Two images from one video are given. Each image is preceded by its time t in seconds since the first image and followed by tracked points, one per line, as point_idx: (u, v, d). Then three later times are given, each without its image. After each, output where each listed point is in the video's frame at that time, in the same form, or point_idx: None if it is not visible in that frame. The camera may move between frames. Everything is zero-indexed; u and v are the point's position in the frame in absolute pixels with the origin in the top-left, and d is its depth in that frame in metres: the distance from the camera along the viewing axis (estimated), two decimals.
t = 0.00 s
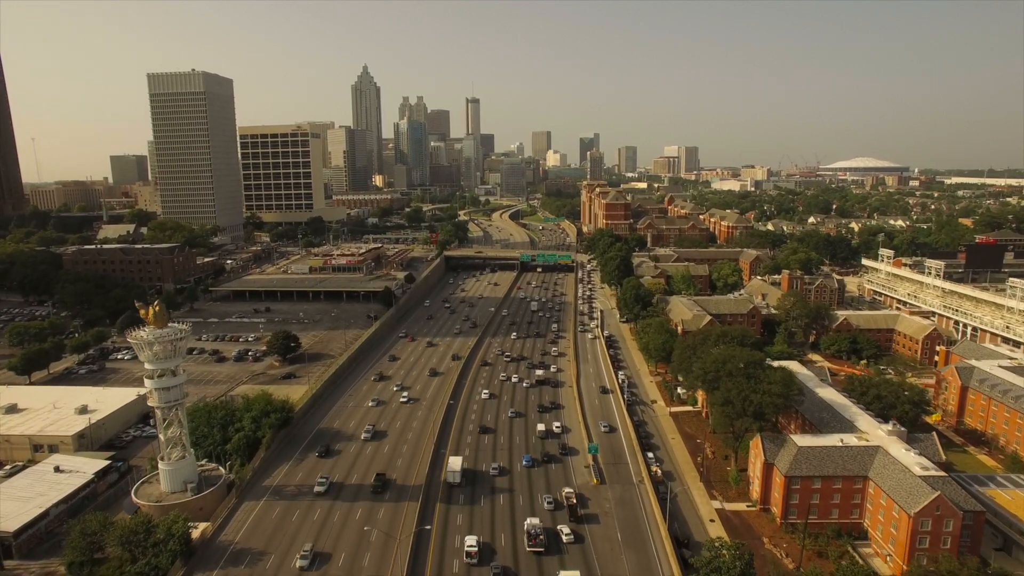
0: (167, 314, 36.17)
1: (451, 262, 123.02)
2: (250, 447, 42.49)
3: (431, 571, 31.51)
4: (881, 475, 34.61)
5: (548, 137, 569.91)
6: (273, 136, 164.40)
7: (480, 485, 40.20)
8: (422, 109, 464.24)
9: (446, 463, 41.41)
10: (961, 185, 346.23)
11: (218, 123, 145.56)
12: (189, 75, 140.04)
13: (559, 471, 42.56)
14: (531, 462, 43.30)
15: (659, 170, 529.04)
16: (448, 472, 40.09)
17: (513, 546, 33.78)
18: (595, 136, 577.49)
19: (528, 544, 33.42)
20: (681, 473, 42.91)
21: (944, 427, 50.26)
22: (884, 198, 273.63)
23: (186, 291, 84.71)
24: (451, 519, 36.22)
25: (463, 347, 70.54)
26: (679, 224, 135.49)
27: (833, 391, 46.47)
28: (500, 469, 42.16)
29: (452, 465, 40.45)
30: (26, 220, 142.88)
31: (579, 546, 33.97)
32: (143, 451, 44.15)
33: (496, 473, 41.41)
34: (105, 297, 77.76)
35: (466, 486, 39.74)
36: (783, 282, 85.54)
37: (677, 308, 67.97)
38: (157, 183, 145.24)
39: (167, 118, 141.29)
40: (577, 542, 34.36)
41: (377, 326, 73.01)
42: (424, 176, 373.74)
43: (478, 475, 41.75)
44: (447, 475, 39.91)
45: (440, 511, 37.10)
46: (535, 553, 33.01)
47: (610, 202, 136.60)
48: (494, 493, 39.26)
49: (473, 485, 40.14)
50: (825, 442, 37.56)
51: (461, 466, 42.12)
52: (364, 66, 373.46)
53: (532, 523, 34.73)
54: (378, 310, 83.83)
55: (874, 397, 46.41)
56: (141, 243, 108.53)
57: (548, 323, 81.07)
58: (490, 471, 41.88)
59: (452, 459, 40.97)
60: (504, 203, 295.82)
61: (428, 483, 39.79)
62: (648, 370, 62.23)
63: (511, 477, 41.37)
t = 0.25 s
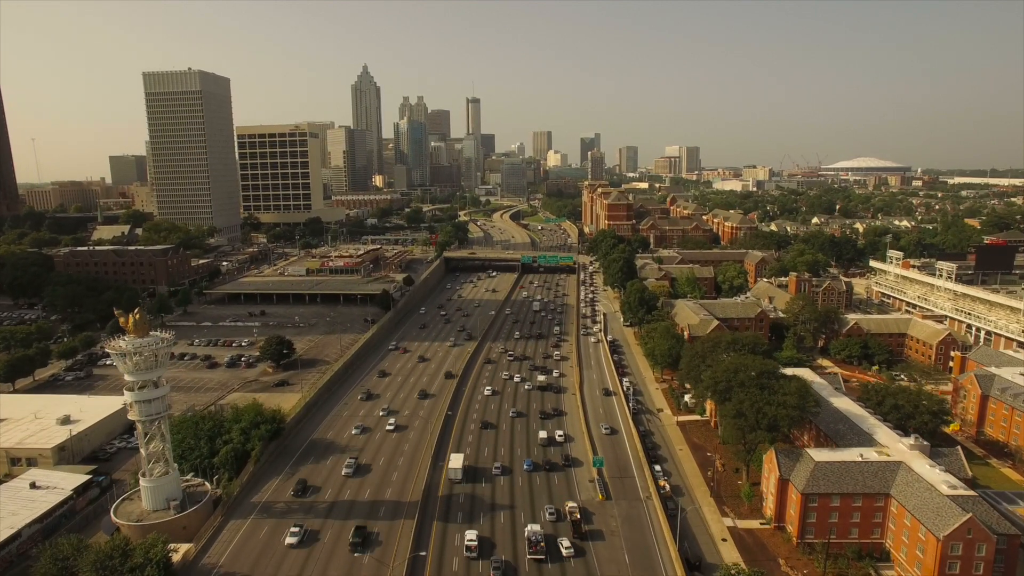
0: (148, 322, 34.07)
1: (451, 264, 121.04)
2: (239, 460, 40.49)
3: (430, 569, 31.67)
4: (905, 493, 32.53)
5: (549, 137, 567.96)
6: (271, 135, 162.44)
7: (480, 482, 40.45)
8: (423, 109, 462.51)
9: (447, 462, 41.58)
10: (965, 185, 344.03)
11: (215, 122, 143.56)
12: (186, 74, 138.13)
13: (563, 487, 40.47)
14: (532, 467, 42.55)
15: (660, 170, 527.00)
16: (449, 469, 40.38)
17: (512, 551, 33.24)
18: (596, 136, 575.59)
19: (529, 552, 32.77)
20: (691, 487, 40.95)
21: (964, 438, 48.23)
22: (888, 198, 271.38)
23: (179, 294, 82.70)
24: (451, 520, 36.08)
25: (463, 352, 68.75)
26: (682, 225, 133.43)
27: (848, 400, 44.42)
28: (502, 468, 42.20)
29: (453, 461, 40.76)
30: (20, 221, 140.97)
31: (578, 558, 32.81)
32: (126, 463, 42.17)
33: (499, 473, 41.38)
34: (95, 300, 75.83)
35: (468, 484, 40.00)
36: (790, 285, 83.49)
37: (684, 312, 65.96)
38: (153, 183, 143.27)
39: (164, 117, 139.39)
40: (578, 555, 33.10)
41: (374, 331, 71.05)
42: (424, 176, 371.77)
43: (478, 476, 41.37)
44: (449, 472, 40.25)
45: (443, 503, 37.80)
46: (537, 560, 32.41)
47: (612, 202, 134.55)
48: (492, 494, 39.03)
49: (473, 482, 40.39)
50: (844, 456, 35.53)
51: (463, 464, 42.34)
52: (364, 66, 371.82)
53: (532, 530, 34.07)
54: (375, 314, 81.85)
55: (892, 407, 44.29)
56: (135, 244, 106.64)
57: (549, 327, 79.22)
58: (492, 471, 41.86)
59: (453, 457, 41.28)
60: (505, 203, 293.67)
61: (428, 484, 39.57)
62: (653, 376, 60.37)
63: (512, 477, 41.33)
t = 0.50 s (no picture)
0: (126, 331, 32.05)
1: (451, 265, 119.11)
2: (226, 475, 38.59)
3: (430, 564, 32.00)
4: (931, 514, 30.50)
5: (549, 137, 566.06)
6: (269, 135, 160.49)
7: (480, 479, 40.79)
8: (423, 109, 460.70)
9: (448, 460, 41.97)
10: (969, 185, 341.85)
11: (212, 121, 141.55)
12: (181, 72, 135.99)
13: (565, 501, 38.65)
14: (533, 471, 41.83)
15: (662, 170, 525.02)
16: (451, 466, 40.88)
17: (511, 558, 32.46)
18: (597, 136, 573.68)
19: (529, 559, 32.05)
20: (700, 503, 38.94)
21: (985, 449, 46.19)
22: (892, 198, 269.27)
23: (172, 297, 80.75)
24: (449, 523, 35.72)
25: (462, 356, 66.94)
26: (686, 226, 131.43)
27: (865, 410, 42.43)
28: (504, 467, 42.18)
29: (454, 459, 41.25)
30: (14, 222, 139.04)
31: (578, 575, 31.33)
32: (107, 478, 40.20)
33: (502, 472, 41.58)
34: (85, 303, 73.87)
35: (468, 480, 40.39)
36: (798, 288, 81.48)
37: (690, 317, 64.04)
38: (148, 182, 141.26)
39: (159, 116, 137.48)
40: (579, 570, 31.79)
41: (371, 335, 69.19)
42: (425, 176, 369.81)
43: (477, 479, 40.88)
44: (450, 469, 40.70)
45: (442, 503, 37.73)
46: (537, 569, 31.64)
47: (615, 202, 132.44)
48: (491, 495, 38.82)
49: (474, 479, 40.74)
50: (864, 472, 33.54)
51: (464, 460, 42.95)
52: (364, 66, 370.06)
53: (532, 537, 33.26)
54: (372, 318, 79.90)
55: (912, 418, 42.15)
56: (129, 246, 104.75)
57: (551, 330, 77.36)
58: (494, 471, 41.90)
59: (454, 455, 41.73)
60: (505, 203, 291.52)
61: (427, 485, 39.41)
62: (658, 382, 58.58)
63: (513, 477, 41.29)
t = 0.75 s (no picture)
0: (101, 341, 29.79)
1: (450, 267, 117.16)
2: (211, 491, 36.52)
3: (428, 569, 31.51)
4: (962, 537, 28.42)
5: (550, 136, 564.19)
6: (267, 135, 158.62)
7: (481, 476, 41.21)
8: (424, 109, 458.92)
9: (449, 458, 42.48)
10: (973, 185, 339.65)
11: (208, 121, 139.71)
12: (177, 71, 134.07)
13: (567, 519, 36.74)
14: (533, 476, 41.09)
15: (663, 169, 523.06)
16: (452, 463, 41.41)
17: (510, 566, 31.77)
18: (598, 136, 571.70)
19: (529, 565, 31.40)
20: (710, 520, 36.94)
21: (1008, 462, 44.06)
22: (896, 199, 267.16)
23: (165, 300, 78.80)
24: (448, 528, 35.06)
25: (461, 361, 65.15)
26: (689, 227, 129.38)
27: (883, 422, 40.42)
28: (508, 467, 42.19)
29: (455, 456, 41.70)
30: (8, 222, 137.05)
31: None
32: (85, 494, 38.16)
33: (506, 472, 41.48)
34: (74, 307, 71.86)
35: (469, 477, 40.82)
36: (806, 291, 79.33)
37: (696, 321, 62.05)
38: (144, 184, 139.43)
39: (155, 115, 135.63)
40: None
41: (368, 340, 67.36)
42: (425, 176, 367.96)
43: (477, 485, 40.07)
44: (452, 467, 41.18)
45: (442, 507, 37.28)
46: None
47: (617, 203, 130.26)
48: (492, 499, 38.28)
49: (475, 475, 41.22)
50: (887, 490, 31.50)
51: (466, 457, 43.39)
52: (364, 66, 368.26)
53: (533, 543, 32.61)
54: (370, 322, 77.96)
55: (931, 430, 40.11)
56: (123, 247, 102.83)
57: (553, 334, 75.49)
58: (497, 470, 41.99)
59: (455, 452, 42.21)
60: (506, 203, 289.34)
61: (427, 492, 38.69)
62: (664, 389, 56.70)
63: (516, 477, 41.26)
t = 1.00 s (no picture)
0: (71, 353, 27.67)
1: (450, 268, 115.24)
2: (194, 509, 34.39)
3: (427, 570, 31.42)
4: (998, 565, 26.26)
5: (551, 136, 562.66)
6: (264, 134, 156.78)
7: (481, 473, 41.64)
8: (424, 108, 457.22)
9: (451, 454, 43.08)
10: (976, 185, 337.88)
11: (205, 121, 137.81)
12: (173, 69, 132.30)
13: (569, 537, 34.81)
14: (535, 481, 40.46)
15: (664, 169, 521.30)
16: (453, 459, 41.86)
17: (509, 570, 31.45)
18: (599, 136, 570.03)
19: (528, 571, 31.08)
20: (723, 540, 34.87)
21: None
22: (899, 198, 265.27)
23: (156, 303, 76.77)
24: (447, 531, 34.85)
25: (460, 367, 63.28)
26: (692, 228, 127.39)
27: (904, 434, 38.28)
28: (511, 467, 42.31)
29: (456, 452, 42.19)
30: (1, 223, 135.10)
31: None
32: (59, 512, 36.07)
33: (508, 471, 41.64)
34: (62, 310, 69.87)
35: (470, 473, 41.25)
36: (814, 294, 77.25)
37: (703, 327, 59.97)
38: (139, 183, 137.37)
39: (150, 114, 133.63)
40: None
41: (364, 345, 65.36)
42: (425, 176, 366.21)
43: (477, 487, 39.86)
44: (453, 462, 41.63)
45: (442, 508, 37.24)
46: None
47: (619, 203, 128.19)
48: (493, 501, 38.23)
49: (475, 471, 41.70)
50: (914, 510, 29.35)
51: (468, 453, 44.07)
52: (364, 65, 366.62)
53: (533, 549, 32.26)
54: (366, 325, 75.93)
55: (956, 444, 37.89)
56: (116, 249, 100.90)
57: (554, 338, 73.52)
58: (501, 470, 42.01)
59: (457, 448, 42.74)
60: (507, 203, 287.26)
61: (426, 494, 38.47)
62: (670, 396, 54.79)
63: (519, 478, 41.27)
